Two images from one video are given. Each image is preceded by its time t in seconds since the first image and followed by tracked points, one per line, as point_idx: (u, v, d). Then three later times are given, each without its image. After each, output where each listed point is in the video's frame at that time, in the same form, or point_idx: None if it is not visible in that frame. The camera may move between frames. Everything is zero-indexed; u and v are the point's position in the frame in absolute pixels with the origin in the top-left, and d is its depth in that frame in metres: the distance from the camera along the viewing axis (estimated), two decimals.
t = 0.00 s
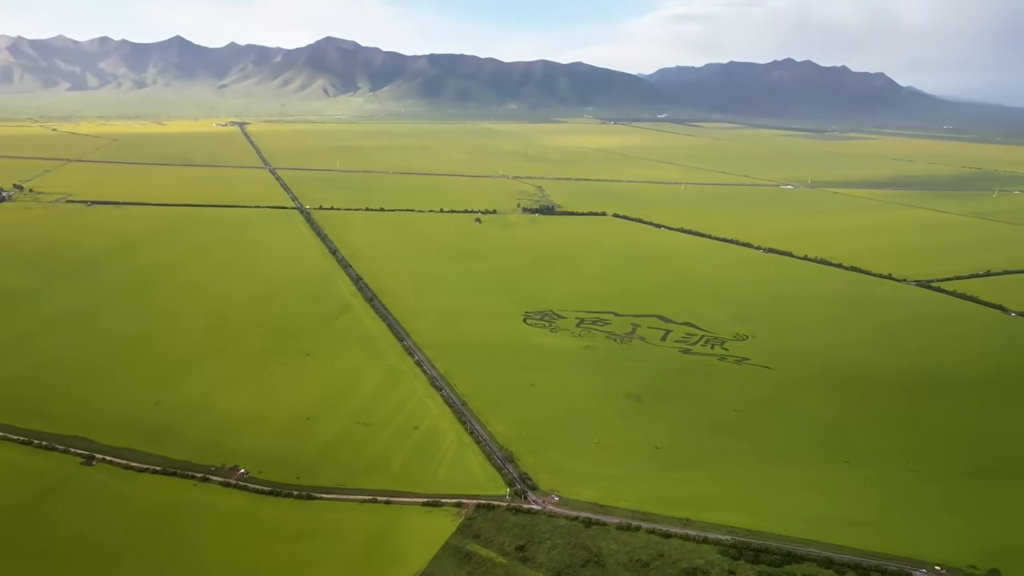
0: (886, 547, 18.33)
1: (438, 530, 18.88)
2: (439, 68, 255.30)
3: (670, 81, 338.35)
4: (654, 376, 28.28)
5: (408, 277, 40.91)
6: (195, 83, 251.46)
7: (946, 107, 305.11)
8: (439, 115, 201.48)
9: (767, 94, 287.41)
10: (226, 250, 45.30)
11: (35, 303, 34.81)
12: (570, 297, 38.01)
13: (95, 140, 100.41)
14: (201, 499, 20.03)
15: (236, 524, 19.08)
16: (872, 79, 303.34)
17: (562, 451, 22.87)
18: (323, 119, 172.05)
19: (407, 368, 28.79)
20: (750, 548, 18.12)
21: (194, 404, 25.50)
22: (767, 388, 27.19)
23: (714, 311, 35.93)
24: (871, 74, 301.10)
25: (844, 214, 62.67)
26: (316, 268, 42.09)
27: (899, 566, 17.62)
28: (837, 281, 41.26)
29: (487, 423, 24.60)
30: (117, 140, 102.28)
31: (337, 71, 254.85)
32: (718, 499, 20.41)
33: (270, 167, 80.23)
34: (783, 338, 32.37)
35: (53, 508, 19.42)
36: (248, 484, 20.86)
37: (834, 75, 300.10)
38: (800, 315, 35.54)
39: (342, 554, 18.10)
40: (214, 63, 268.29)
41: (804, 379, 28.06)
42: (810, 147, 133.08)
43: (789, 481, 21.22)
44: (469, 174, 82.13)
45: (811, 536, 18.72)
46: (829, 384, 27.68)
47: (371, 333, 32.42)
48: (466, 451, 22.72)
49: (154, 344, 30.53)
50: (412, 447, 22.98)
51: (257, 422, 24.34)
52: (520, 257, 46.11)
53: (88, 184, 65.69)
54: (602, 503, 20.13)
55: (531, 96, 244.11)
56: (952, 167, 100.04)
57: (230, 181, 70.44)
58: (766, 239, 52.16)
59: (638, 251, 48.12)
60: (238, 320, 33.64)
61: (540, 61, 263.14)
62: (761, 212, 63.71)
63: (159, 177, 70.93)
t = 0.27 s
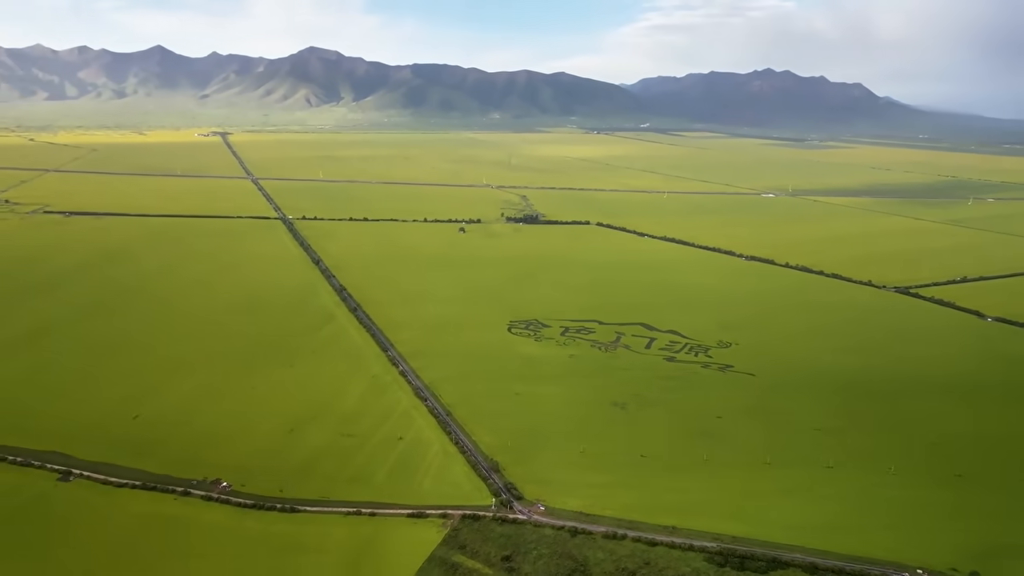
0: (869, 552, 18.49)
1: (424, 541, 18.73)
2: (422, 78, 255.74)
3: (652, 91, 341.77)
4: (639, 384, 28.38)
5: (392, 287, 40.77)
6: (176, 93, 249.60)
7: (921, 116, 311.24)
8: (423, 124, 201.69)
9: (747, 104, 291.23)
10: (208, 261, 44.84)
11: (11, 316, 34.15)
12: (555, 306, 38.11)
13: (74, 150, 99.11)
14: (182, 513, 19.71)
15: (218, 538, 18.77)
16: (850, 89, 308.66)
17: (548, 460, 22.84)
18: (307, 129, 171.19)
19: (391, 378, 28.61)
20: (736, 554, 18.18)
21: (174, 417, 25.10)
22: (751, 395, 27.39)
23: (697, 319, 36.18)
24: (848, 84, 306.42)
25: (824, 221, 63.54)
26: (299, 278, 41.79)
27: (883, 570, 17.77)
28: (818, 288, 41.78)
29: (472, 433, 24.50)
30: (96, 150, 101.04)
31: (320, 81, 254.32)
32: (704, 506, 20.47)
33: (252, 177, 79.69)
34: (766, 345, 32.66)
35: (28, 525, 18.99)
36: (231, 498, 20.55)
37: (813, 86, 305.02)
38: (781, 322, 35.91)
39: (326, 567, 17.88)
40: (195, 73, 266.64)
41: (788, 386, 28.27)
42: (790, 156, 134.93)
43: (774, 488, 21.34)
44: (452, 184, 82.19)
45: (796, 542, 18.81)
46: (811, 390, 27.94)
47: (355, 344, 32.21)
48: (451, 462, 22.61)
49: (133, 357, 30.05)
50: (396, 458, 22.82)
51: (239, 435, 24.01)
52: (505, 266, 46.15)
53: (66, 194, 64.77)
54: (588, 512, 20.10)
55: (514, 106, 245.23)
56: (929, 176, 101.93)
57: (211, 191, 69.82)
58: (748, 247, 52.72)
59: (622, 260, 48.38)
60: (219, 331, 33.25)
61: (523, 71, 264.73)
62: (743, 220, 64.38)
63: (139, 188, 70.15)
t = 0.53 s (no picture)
0: (846, 555, 18.72)
1: (403, 554, 18.53)
2: (398, 88, 255.56)
3: (628, 101, 345.49)
4: (618, 391, 28.52)
5: (370, 297, 40.49)
6: (148, 103, 246.19)
7: (889, 126, 318.91)
8: (399, 134, 201.32)
9: (721, 114, 295.80)
10: (182, 272, 44.13)
11: None
12: (533, 314, 38.18)
13: (42, 161, 97.05)
14: (155, 530, 19.27)
15: (192, 555, 18.37)
16: (820, 99, 315.31)
17: (527, 469, 22.80)
18: (282, 139, 169.90)
19: (369, 389, 28.35)
20: (716, 560, 18.28)
21: (146, 432, 24.56)
22: (728, 402, 27.66)
23: (674, 326, 36.51)
24: (818, 95, 313.01)
25: (797, 229, 64.64)
26: (275, 289, 41.29)
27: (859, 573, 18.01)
28: (792, 295, 42.46)
29: (452, 443, 24.36)
30: (65, 160, 99.08)
31: (295, 91, 252.73)
32: (683, 512, 20.58)
33: (226, 188, 78.75)
34: (742, 351, 33.04)
35: None
36: (205, 513, 20.16)
37: (784, 96, 310.99)
38: (756, 328, 36.39)
39: None
40: (168, 83, 263.34)
41: (764, 392, 28.59)
42: (763, 165, 137.17)
43: (752, 493, 21.54)
44: (430, 193, 82.05)
45: (774, 547, 18.98)
46: (786, 395, 28.32)
47: (332, 355, 31.88)
48: (430, 473, 22.44)
49: (103, 371, 29.38)
50: (375, 470, 22.58)
51: (214, 449, 23.58)
52: (483, 275, 46.13)
53: (34, 206, 63.37)
54: (568, 520, 20.08)
55: (491, 116, 246.08)
56: (897, 184, 104.33)
57: (185, 201, 68.85)
58: (723, 254, 53.41)
59: (600, 268, 48.66)
60: (193, 344, 32.68)
61: (500, 81, 266.00)
62: (718, 227, 65.19)
63: (110, 198, 68.89)
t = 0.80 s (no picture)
0: (823, 558, 18.95)
1: (381, 567, 18.31)
2: (374, 98, 255.01)
3: (603, 111, 348.95)
4: (595, 399, 28.62)
5: (346, 308, 40.14)
6: (118, 112, 242.15)
7: (857, 135, 326.45)
8: (375, 144, 200.59)
9: (694, 123, 300.15)
10: (153, 284, 43.35)
11: None
12: (511, 323, 38.18)
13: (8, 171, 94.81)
14: (126, 548, 18.79)
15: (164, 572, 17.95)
16: (790, 110, 322.06)
17: (506, 478, 22.73)
18: (255, 149, 168.31)
19: (345, 401, 28.05)
20: (694, 567, 18.39)
21: (117, 448, 23.99)
22: (704, 409, 27.87)
23: (651, 333, 36.78)
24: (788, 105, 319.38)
25: (770, 236, 65.71)
26: (249, 301, 40.73)
27: None
28: (765, 301, 43.07)
29: (430, 454, 24.18)
30: (31, 171, 96.87)
31: (269, 100, 250.74)
32: (662, 519, 20.65)
33: (199, 198, 77.66)
34: (717, 358, 33.39)
35: None
36: (177, 530, 19.71)
37: (755, 106, 316.81)
38: (731, 334, 36.80)
39: None
40: (138, 92, 259.38)
41: (740, 398, 28.89)
42: (736, 174, 139.31)
43: (729, 499, 21.72)
44: (406, 203, 81.84)
45: (752, 552, 19.13)
46: (762, 400, 28.66)
47: (307, 366, 31.48)
48: (408, 484, 22.24)
49: (70, 386, 28.63)
50: (352, 482, 22.31)
51: (187, 464, 23.11)
52: (460, 285, 46.05)
53: None
54: (548, 529, 20.05)
55: (467, 126, 246.55)
56: (865, 192, 106.69)
57: (156, 212, 67.73)
58: (698, 262, 54.04)
59: (577, 277, 48.88)
60: (164, 357, 32.04)
61: (475, 91, 266.96)
62: (693, 235, 66.00)
63: (78, 209, 67.44)
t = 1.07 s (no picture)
0: (801, 562, 19.14)
1: None
2: (350, 107, 254.01)
3: (579, 120, 351.63)
4: (574, 407, 28.68)
5: (323, 318, 39.78)
6: (88, 121, 237.85)
7: (827, 144, 333.00)
8: (352, 153, 199.58)
9: (669, 133, 303.71)
10: (125, 295, 42.56)
11: None
12: (490, 333, 38.11)
13: None
14: (96, 567, 18.31)
15: None
16: (763, 119, 327.72)
17: (486, 488, 22.61)
18: (230, 158, 166.23)
19: (323, 412, 27.74)
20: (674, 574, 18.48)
21: (86, 463, 23.42)
22: (683, 415, 28.07)
23: (629, 341, 36.98)
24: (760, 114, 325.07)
25: (744, 244, 66.65)
26: (224, 312, 40.17)
27: None
28: (741, 308, 43.59)
29: (409, 465, 24.00)
30: None
31: (243, 109, 248.33)
32: (642, 526, 20.72)
33: (172, 209, 76.49)
34: (695, 364, 33.70)
35: None
36: (150, 547, 19.27)
37: (728, 116, 321.77)
38: (708, 341, 37.16)
39: None
40: (109, 100, 255.19)
41: (718, 404, 29.17)
42: (710, 182, 141.14)
43: (708, 504, 21.88)
44: (384, 212, 81.50)
45: (731, 557, 19.27)
46: (738, 406, 28.96)
47: (284, 378, 31.10)
48: (387, 495, 22.04)
49: (38, 400, 27.90)
50: (330, 494, 22.03)
51: (160, 479, 22.64)
52: (439, 294, 45.93)
53: None
54: (528, 539, 19.99)
55: (444, 135, 246.62)
56: (836, 200, 108.78)
57: (128, 222, 66.55)
58: (674, 269, 54.57)
59: (555, 285, 49.06)
60: (136, 370, 31.40)
61: (452, 101, 267.38)
62: (669, 243, 66.67)
63: (47, 220, 66.01)
